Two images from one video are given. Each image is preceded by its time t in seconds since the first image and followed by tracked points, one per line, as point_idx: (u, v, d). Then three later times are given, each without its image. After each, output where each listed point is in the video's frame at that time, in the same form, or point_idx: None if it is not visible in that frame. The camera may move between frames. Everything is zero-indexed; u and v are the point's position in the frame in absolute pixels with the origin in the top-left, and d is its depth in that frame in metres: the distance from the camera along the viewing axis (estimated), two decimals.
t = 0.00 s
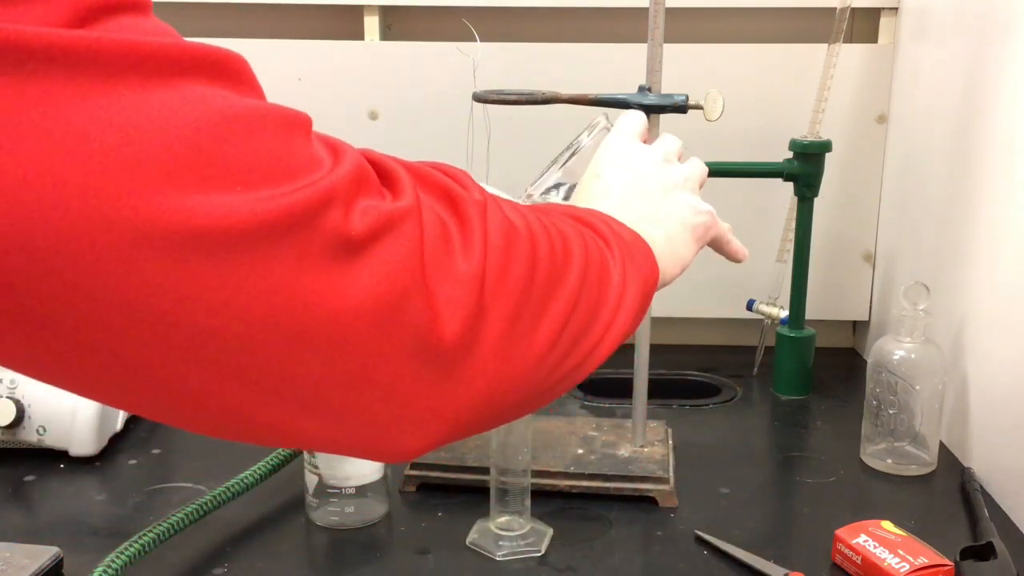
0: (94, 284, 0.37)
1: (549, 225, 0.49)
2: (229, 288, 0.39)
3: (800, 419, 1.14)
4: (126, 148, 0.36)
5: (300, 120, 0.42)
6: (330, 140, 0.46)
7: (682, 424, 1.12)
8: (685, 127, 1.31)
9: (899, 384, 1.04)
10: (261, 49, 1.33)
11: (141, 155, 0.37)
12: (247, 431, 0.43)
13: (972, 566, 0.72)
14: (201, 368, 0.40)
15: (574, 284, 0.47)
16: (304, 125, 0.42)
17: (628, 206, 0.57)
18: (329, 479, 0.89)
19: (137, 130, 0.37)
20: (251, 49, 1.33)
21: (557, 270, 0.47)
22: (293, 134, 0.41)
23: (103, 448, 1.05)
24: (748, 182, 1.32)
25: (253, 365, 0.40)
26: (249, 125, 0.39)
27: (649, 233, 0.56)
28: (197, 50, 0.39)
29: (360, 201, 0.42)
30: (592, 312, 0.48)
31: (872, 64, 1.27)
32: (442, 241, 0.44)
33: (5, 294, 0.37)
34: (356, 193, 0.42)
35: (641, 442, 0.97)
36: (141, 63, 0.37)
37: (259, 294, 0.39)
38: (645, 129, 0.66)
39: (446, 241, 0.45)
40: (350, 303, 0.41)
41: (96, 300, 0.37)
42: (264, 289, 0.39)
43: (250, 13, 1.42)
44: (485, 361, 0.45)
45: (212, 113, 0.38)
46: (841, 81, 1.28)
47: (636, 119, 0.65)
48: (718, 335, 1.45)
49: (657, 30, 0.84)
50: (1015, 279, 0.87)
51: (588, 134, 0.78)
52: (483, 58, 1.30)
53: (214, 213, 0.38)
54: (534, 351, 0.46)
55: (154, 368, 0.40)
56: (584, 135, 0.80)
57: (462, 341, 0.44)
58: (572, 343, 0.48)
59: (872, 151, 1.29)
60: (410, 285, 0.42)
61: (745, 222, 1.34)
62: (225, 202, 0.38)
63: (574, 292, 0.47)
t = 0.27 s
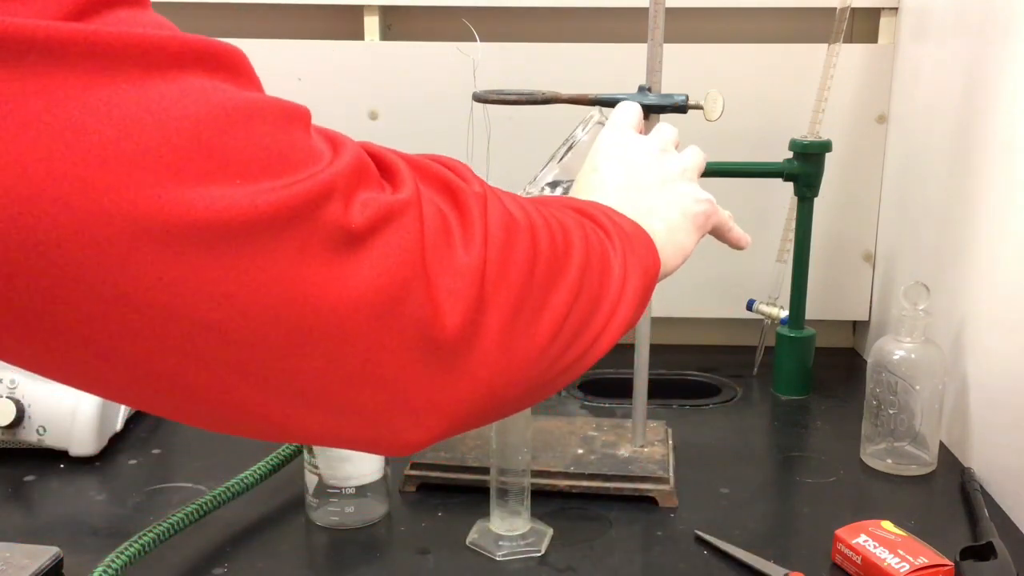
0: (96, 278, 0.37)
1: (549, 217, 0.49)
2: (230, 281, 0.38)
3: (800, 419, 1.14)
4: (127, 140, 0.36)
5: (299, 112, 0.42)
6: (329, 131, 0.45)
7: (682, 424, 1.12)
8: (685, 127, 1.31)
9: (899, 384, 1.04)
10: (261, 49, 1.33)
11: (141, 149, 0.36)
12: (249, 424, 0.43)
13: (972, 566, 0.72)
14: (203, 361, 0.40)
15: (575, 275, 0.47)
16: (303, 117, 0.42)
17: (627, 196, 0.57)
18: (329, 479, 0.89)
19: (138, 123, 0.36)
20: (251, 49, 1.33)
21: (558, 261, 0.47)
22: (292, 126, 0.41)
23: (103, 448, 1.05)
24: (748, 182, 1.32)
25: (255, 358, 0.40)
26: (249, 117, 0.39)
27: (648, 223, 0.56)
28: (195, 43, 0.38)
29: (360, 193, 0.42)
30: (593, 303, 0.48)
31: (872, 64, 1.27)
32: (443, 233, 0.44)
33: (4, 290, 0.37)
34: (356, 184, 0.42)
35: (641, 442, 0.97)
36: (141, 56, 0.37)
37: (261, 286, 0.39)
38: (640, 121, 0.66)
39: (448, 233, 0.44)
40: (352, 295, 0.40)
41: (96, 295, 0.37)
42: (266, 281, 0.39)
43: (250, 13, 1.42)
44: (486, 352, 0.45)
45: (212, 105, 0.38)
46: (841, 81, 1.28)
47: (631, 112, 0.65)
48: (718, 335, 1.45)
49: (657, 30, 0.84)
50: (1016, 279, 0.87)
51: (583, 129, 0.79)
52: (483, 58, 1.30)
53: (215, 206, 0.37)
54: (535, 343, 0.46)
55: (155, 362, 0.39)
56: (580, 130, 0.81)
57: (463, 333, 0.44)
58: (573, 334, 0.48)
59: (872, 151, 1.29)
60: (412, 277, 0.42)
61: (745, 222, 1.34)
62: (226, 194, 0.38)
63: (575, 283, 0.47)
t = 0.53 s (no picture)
0: (98, 272, 0.36)
1: (551, 207, 0.49)
2: (233, 273, 0.38)
3: (800, 419, 1.14)
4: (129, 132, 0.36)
5: (299, 103, 0.41)
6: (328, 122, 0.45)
7: (681, 424, 1.12)
8: (685, 127, 1.31)
9: (899, 384, 1.04)
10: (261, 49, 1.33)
11: (143, 141, 0.36)
12: (252, 416, 0.43)
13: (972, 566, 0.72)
14: (207, 355, 0.39)
15: (578, 265, 0.47)
16: (304, 108, 0.42)
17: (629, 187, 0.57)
18: (328, 479, 0.89)
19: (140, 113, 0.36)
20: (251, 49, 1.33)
21: (561, 251, 0.47)
22: (292, 116, 0.40)
23: (103, 448, 1.05)
24: (748, 182, 1.32)
25: (259, 350, 0.40)
26: (249, 108, 0.38)
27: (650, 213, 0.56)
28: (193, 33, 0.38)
29: (362, 183, 0.42)
30: (596, 292, 0.48)
31: (872, 64, 1.27)
32: (446, 223, 0.44)
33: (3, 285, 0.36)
34: (358, 175, 0.42)
35: (641, 442, 0.97)
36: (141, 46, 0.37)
37: (264, 278, 0.39)
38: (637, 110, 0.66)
39: (450, 223, 0.44)
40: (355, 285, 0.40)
41: (98, 288, 0.37)
42: (269, 274, 0.39)
43: (249, 13, 1.42)
44: (490, 342, 0.45)
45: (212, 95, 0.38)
46: (841, 81, 1.28)
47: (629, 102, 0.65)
48: (718, 335, 1.45)
49: (657, 30, 0.84)
50: (1016, 279, 0.87)
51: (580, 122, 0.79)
52: (483, 58, 1.31)
53: (217, 197, 0.37)
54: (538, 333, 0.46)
55: (157, 356, 0.39)
56: (579, 121, 0.80)
57: (468, 322, 0.44)
58: (577, 324, 0.48)
59: (872, 151, 1.29)
60: (415, 268, 0.41)
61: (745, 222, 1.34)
62: (228, 185, 0.37)
63: (578, 272, 0.47)
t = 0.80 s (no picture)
0: (101, 266, 0.36)
1: (552, 199, 0.48)
2: (237, 267, 0.38)
3: (800, 419, 1.14)
4: (132, 125, 0.35)
5: (300, 96, 0.41)
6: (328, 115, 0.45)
7: (681, 424, 1.12)
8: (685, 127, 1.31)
9: (899, 384, 1.04)
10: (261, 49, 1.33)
11: (146, 134, 0.36)
12: (256, 411, 0.43)
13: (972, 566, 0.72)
14: (211, 349, 0.39)
15: (580, 256, 0.47)
16: (305, 100, 0.42)
17: (628, 178, 0.57)
18: (328, 479, 0.89)
19: (142, 107, 0.36)
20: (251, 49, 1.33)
21: (563, 242, 0.47)
22: (293, 109, 0.40)
23: (103, 448, 1.05)
24: (748, 182, 1.32)
25: (263, 344, 0.40)
26: (251, 101, 0.38)
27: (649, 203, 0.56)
28: (195, 26, 0.38)
29: (364, 176, 0.41)
30: (598, 284, 0.48)
31: (872, 64, 1.27)
32: (448, 216, 0.44)
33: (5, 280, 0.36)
34: (360, 167, 0.42)
35: (641, 442, 0.97)
36: (144, 39, 0.37)
37: (267, 271, 0.38)
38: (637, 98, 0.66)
39: (453, 216, 0.44)
40: (358, 278, 0.40)
41: (101, 283, 0.36)
42: (272, 267, 0.38)
43: (249, 13, 1.42)
44: (493, 334, 0.45)
45: (214, 89, 0.37)
46: (841, 82, 1.28)
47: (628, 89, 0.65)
48: (718, 335, 1.45)
49: (657, 30, 0.84)
50: (1016, 279, 0.87)
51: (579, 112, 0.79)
52: (483, 58, 1.31)
53: (221, 191, 0.37)
54: (541, 325, 0.46)
55: (161, 350, 0.39)
56: (577, 113, 0.80)
57: (471, 315, 0.44)
58: (579, 315, 0.48)
59: (872, 151, 1.29)
60: (418, 260, 0.41)
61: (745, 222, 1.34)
62: (232, 178, 0.37)
63: (580, 263, 0.47)
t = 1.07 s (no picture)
0: (106, 260, 0.36)
1: (555, 193, 0.48)
2: (242, 261, 0.38)
3: (800, 419, 1.14)
4: (136, 120, 0.35)
5: (303, 90, 0.41)
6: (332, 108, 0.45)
7: (681, 424, 1.12)
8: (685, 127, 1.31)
9: (899, 384, 1.04)
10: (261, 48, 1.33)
11: (151, 128, 0.36)
12: (260, 404, 0.43)
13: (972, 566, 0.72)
14: (215, 342, 0.39)
15: (583, 248, 0.47)
16: (308, 94, 0.41)
17: (629, 171, 0.57)
18: (328, 479, 0.89)
19: (146, 100, 0.36)
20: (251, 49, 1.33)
21: (566, 235, 0.47)
22: (296, 103, 0.40)
23: (103, 448, 1.05)
24: (748, 182, 1.32)
25: (267, 337, 0.40)
26: (255, 95, 0.38)
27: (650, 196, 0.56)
28: (199, 20, 0.38)
29: (368, 169, 0.41)
30: (600, 278, 0.48)
31: (872, 64, 1.27)
32: (452, 210, 0.44)
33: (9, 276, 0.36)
34: (364, 161, 0.41)
35: (641, 442, 0.97)
36: (148, 33, 0.36)
37: (272, 265, 0.38)
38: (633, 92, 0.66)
39: (456, 210, 0.44)
40: (363, 272, 0.40)
41: (105, 278, 0.36)
42: (277, 260, 0.38)
43: (249, 13, 1.42)
44: (496, 327, 0.45)
45: (219, 82, 0.37)
46: (841, 82, 1.28)
47: (624, 83, 0.65)
48: (718, 335, 1.45)
49: (657, 30, 0.84)
50: (1016, 279, 0.87)
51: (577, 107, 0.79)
52: (483, 58, 1.31)
53: (225, 185, 0.37)
54: (544, 318, 0.46)
55: (167, 344, 0.39)
56: (574, 107, 0.80)
57: (475, 309, 0.44)
58: (581, 308, 0.48)
59: (872, 152, 1.29)
60: (422, 254, 0.41)
61: (745, 222, 1.34)
62: (236, 172, 0.37)
63: (583, 257, 0.47)
